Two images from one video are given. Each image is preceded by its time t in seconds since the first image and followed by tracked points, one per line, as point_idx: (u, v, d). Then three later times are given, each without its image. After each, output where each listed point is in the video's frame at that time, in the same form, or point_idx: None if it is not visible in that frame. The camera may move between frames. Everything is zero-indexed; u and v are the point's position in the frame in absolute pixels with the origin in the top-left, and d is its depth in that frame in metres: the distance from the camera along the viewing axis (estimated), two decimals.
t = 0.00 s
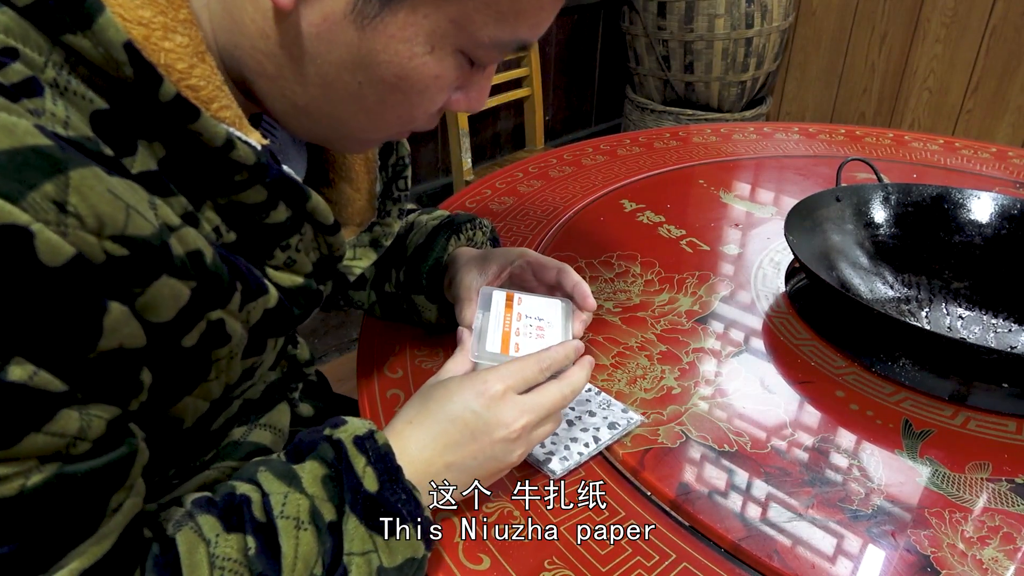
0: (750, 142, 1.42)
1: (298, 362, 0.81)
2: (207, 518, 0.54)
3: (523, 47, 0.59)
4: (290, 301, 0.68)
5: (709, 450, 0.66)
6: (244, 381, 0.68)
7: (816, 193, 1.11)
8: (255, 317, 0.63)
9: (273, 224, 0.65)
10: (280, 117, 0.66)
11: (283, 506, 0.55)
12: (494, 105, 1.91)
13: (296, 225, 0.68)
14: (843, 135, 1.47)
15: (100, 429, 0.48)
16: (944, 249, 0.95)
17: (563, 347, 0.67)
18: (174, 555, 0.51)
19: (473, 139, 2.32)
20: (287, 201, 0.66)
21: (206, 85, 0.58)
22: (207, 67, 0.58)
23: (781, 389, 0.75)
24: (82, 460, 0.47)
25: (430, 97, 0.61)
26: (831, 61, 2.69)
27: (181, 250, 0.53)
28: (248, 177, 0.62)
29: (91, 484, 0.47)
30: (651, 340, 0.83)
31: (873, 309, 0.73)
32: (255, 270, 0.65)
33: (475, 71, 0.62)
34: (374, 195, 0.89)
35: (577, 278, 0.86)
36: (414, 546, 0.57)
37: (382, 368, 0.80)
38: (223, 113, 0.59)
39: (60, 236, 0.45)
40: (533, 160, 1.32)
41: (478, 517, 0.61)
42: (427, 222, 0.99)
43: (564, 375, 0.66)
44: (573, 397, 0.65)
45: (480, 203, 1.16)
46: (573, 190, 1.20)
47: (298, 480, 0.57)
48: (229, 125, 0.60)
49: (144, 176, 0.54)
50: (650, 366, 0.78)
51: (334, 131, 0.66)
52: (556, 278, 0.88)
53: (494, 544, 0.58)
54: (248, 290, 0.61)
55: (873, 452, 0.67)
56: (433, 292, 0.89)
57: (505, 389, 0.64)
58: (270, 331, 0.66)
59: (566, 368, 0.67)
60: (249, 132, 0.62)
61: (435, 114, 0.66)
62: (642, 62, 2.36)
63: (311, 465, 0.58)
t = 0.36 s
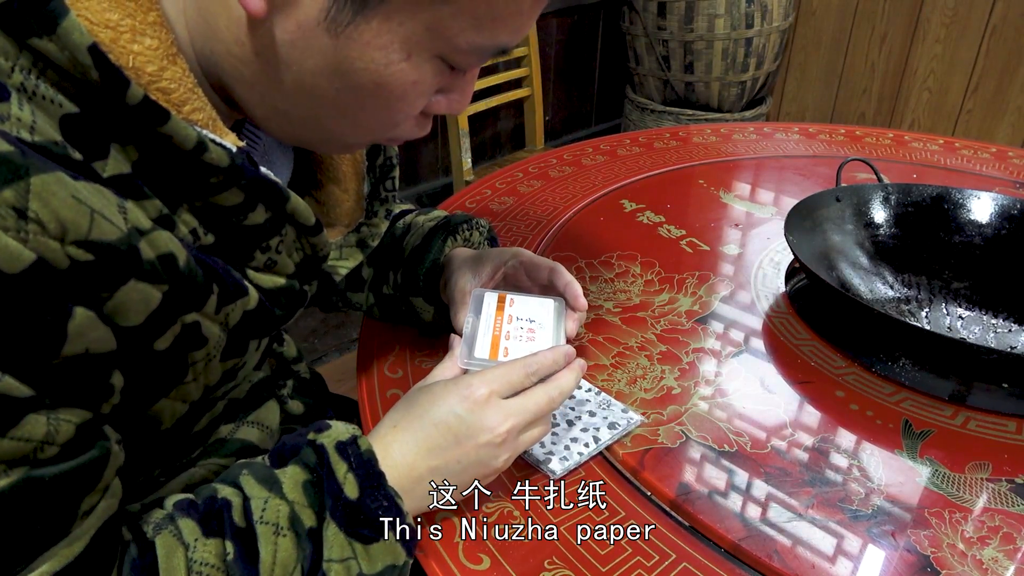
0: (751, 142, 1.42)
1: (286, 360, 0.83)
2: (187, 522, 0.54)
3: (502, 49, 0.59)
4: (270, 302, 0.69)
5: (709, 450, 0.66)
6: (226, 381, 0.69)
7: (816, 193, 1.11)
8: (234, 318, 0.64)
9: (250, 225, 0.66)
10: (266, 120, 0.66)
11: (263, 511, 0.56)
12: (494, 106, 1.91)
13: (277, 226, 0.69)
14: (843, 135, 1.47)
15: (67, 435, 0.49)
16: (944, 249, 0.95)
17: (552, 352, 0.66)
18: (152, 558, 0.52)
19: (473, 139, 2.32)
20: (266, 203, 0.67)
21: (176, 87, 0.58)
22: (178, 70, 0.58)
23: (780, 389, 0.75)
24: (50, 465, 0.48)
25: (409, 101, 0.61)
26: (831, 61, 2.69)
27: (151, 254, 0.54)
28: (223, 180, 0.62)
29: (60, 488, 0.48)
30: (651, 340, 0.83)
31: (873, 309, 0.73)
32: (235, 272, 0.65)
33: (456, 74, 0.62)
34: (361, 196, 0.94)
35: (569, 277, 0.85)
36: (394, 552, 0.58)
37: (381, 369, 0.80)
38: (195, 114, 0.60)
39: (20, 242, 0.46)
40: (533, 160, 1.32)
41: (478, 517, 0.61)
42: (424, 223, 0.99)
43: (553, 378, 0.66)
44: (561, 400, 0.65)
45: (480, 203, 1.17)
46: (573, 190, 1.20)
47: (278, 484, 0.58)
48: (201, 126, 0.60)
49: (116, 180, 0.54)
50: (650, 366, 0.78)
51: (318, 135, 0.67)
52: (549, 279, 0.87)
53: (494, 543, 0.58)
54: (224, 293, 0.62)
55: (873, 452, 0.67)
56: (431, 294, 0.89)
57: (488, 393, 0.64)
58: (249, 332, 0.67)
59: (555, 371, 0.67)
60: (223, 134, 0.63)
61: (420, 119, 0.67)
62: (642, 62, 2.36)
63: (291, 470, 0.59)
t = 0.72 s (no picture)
0: (751, 142, 1.42)
1: (284, 359, 0.81)
2: (184, 521, 0.55)
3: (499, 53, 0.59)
4: (268, 300, 0.70)
5: (709, 450, 0.66)
6: (224, 382, 0.68)
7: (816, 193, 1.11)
8: (232, 318, 0.64)
9: (247, 225, 0.67)
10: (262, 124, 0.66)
11: (260, 511, 0.56)
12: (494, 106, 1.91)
13: (274, 226, 0.69)
14: (843, 135, 1.47)
15: (65, 435, 0.49)
16: (944, 249, 0.95)
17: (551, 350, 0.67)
18: (149, 557, 0.52)
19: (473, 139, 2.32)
20: (263, 204, 0.67)
21: (172, 88, 0.59)
22: (174, 71, 0.59)
23: (780, 389, 0.75)
24: (46, 466, 0.48)
25: (407, 105, 0.61)
26: (831, 61, 2.69)
27: (149, 254, 0.54)
28: (219, 181, 0.63)
29: (57, 488, 0.48)
30: (651, 340, 0.83)
31: (873, 309, 0.73)
32: (233, 273, 0.66)
33: (453, 79, 0.62)
34: (358, 196, 0.93)
35: (567, 276, 0.85)
36: (391, 552, 0.58)
37: (381, 369, 0.79)
38: (191, 115, 0.60)
39: (14, 243, 0.46)
40: (533, 160, 1.32)
41: (478, 517, 0.61)
42: (423, 223, 0.99)
43: (552, 375, 0.66)
44: (559, 397, 0.65)
45: (480, 203, 1.17)
46: (573, 190, 1.20)
47: (276, 484, 0.58)
48: (197, 127, 0.60)
49: (113, 181, 0.55)
50: (650, 366, 0.78)
51: (313, 140, 0.67)
52: (546, 278, 0.87)
53: (494, 543, 0.58)
54: (222, 292, 0.62)
55: (873, 452, 0.67)
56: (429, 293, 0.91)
57: (486, 391, 0.64)
58: (247, 332, 0.67)
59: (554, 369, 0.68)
60: (218, 134, 0.63)
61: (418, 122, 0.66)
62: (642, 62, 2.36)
63: (289, 470, 0.59)
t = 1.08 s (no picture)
0: (751, 142, 1.42)
1: (281, 351, 0.83)
2: (189, 502, 0.55)
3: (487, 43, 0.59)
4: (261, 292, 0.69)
5: (709, 450, 0.66)
6: (221, 371, 0.68)
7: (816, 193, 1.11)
8: (225, 307, 0.63)
9: (239, 216, 0.66)
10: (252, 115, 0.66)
11: (266, 490, 0.56)
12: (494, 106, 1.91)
13: (266, 216, 0.69)
14: (843, 135, 1.47)
15: (62, 409, 0.48)
16: (944, 249, 0.95)
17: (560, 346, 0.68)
18: (155, 536, 0.52)
19: (473, 139, 2.32)
20: (254, 194, 0.67)
21: (162, 77, 0.59)
22: (163, 61, 0.59)
23: (780, 389, 0.75)
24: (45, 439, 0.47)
25: (397, 93, 0.61)
26: (831, 61, 2.69)
27: (140, 238, 0.54)
28: (207, 172, 0.62)
29: (56, 463, 0.47)
30: (651, 340, 0.83)
31: (873, 309, 0.73)
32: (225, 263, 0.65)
33: (442, 68, 0.62)
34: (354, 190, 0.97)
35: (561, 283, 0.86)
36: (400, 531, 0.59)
37: (381, 369, 0.79)
38: (181, 105, 0.60)
39: (7, 222, 0.45)
40: (533, 160, 1.32)
41: (478, 518, 0.61)
42: (421, 222, 0.99)
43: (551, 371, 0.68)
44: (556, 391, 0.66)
45: (480, 203, 1.17)
46: (573, 190, 1.20)
47: (282, 465, 0.57)
48: (187, 117, 0.60)
49: (102, 170, 0.54)
50: (650, 366, 0.78)
51: (305, 133, 0.67)
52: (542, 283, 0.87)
53: (494, 544, 0.58)
54: (215, 279, 0.61)
55: (873, 452, 0.67)
56: (427, 291, 0.90)
57: (512, 401, 0.64)
58: (242, 322, 0.66)
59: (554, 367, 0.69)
60: (210, 125, 0.63)
61: (409, 111, 0.67)
62: (642, 62, 2.36)
63: (295, 450, 0.58)
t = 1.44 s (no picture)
0: (751, 142, 1.42)
1: (262, 336, 0.80)
2: (187, 457, 0.54)
3: None
4: (223, 260, 0.67)
5: (709, 450, 0.66)
6: (193, 341, 0.66)
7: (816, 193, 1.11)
8: (188, 269, 0.61)
9: (195, 183, 0.65)
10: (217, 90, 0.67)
11: (264, 443, 0.56)
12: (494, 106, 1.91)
13: (224, 185, 0.68)
14: (843, 135, 1.47)
15: (39, 350, 0.47)
16: (944, 250, 0.95)
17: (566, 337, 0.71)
18: (151, 488, 0.51)
19: (473, 139, 2.32)
20: (211, 162, 0.66)
21: (110, 42, 0.58)
22: (112, 24, 0.59)
23: (781, 389, 0.75)
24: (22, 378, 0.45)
25: (337, 50, 0.61)
26: (831, 62, 2.69)
27: (99, 193, 0.52)
28: (162, 138, 0.62)
29: (36, 406, 0.45)
30: (651, 340, 0.83)
31: (873, 309, 0.73)
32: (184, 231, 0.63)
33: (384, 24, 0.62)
34: (325, 171, 0.97)
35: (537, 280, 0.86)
36: (402, 487, 0.58)
37: (381, 368, 0.79)
38: (131, 69, 0.59)
39: None
40: (533, 160, 1.32)
41: (478, 517, 0.61)
42: (403, 215, 0.98)
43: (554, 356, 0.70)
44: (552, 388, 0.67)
45: (480, 203, 1.16)
46: (572, 190, 1.20)
47: (281, 420, 0.57)
48: (138, 81, 0.59)
49: (54, 134, 0.52)
50: (650, 366, 0.78)
51: (255, 99, 0.67)
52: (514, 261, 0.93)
53: (494, 543, 0.58)
54: (173, 241, 0.59)
55: (873, 452, 0.67)
56: (404, 284, 0.90)
57: (532, 391, 0.64)
58: (207, 289, 0.64)
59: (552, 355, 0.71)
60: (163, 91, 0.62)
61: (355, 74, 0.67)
62: (642, 62, 2.36)
63: (296, 409, 0.58)
